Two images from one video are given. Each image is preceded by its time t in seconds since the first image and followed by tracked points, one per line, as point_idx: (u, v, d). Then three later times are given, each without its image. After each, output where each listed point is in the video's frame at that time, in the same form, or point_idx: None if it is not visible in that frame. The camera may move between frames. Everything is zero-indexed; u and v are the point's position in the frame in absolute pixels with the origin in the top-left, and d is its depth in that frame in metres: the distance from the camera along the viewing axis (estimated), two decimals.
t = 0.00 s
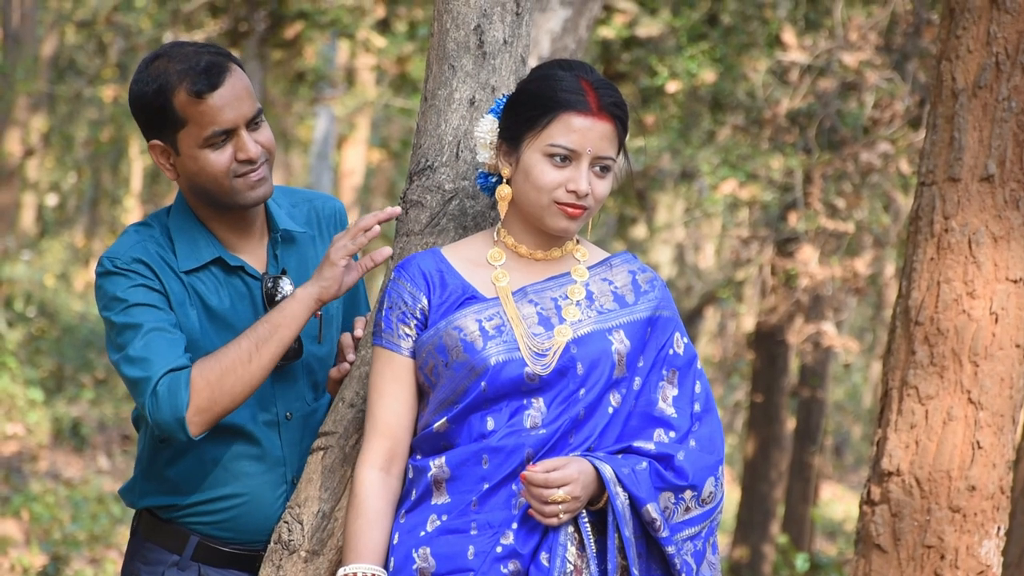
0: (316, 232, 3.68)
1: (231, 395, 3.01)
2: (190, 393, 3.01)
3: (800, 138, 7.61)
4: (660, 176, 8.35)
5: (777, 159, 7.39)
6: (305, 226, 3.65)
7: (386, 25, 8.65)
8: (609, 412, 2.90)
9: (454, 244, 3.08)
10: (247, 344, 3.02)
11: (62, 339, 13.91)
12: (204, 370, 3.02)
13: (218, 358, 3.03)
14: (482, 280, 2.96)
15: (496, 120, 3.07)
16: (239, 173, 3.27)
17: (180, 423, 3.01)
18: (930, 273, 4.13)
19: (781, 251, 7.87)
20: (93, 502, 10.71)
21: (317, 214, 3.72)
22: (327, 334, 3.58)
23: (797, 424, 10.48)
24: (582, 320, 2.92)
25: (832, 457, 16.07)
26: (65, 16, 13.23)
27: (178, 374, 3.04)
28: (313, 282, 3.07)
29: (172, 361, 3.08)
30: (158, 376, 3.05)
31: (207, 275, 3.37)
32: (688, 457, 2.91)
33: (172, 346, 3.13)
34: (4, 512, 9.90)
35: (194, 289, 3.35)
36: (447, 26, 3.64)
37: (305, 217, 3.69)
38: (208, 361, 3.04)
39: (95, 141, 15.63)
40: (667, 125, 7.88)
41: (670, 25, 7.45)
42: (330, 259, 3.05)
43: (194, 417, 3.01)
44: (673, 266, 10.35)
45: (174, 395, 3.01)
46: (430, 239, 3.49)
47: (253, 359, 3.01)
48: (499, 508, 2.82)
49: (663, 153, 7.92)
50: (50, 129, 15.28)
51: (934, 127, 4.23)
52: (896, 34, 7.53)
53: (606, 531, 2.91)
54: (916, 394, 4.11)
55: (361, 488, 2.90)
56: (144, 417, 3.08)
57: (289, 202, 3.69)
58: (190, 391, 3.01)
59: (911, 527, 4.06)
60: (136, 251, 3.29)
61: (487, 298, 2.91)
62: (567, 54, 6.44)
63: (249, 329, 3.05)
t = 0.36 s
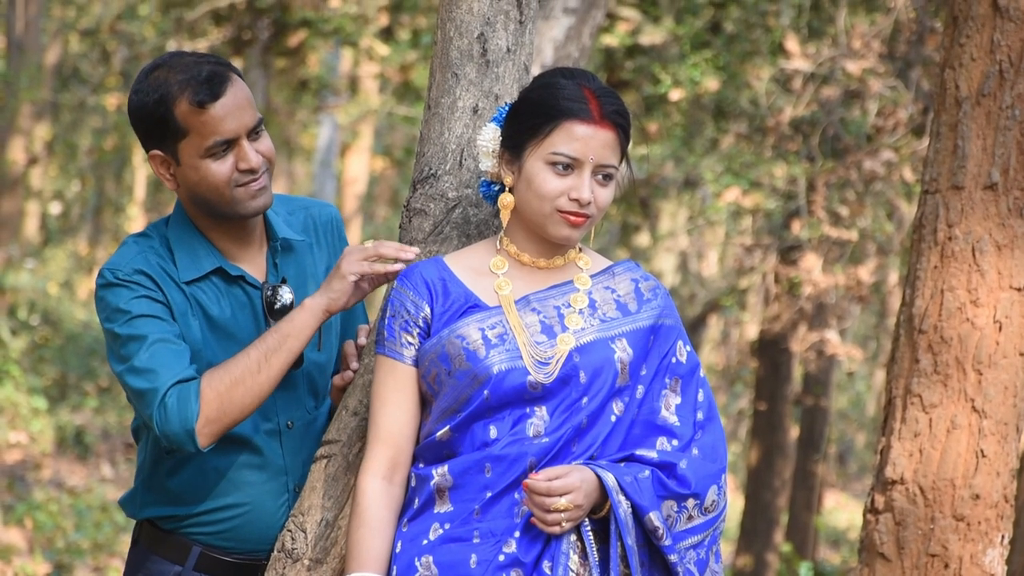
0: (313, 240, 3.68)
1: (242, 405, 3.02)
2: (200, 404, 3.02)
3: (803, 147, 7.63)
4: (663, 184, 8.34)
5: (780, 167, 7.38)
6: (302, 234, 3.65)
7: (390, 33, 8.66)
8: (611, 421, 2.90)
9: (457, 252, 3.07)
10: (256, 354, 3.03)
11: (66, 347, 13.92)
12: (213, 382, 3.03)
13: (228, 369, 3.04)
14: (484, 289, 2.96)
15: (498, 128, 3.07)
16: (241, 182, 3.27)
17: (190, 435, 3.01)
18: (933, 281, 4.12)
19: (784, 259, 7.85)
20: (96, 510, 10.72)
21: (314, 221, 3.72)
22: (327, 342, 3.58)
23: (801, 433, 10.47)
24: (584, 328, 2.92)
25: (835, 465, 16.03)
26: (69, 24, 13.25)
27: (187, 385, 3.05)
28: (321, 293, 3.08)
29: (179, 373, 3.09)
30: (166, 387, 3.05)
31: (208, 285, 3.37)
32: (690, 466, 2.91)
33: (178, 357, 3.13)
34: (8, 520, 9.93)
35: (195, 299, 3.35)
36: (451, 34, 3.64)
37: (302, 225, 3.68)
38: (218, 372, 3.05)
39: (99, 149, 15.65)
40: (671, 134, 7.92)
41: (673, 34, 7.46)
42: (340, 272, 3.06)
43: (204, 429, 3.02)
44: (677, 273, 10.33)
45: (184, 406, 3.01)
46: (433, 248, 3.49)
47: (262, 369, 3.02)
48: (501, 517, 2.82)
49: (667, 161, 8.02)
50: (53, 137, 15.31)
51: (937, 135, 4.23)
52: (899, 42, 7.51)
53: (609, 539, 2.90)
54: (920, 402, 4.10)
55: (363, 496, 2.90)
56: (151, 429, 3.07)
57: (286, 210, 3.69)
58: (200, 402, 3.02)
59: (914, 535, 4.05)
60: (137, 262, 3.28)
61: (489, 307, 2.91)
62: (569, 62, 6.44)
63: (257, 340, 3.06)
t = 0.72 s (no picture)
0: (313, 248, 3.68)
1: (245, 420, 3.03)
2: (204, 419, 3.03)
3: (807, 156, 7.63)
4: (666, 193, 8.34)
5: (783, 176, 7.38)
6: (303, 243, 3.65)
7: (394, 42, 8.67)
8: (615, 430, 2.90)
9: (460, 261, 3.08)
10: (260, 370, 3.03)
11: (69, 356, 13.94)
12: (217, 397, 3.04)
13: (232, 383, 3.05)
14: (487, 297, 2.96)
15: (502, 137, 3.07)
16: (243, 189, 3.27)
17: (194, 449, 3.02)
18: (937, 290, 4.12)
19: (788, 267, 7.84)
20: (100, 519, 10.75)
21: (314, 230, 3.73)
22: (328, 351, 3.58)
23: (805, 442, 10.45)
24: (588, 336, 2.92)
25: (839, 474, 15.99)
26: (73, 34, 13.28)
27: (190, 399, 3.06)
28: (324, 308, 3.10)
29: (182, 388, 3.09)
30: (169, 402, 3.06)
31: (210, 295, 3.38)
32: (694, 474, 2.92)
33: (181, 370, 3.14)
34: (11, 530, 9.98)
35: (197, 309, 3.35)
36: (454, 43, 3.65)
37: (302, 233, 3.69)
38: (222, 387, 3.06)
39: (103, 158, 15.67)
40: (675, 143, 7.95)
41: (676, 43, 7.49)
42: (341, 286, 3.08)
43: (208, 444, 3.02)
44: (681, 282, 10.32)
45: (188, 422, 3.02)
46: (437, 256, 3.50)
47: (266, 385, 3.02)
48: (504, 526, 2.82)
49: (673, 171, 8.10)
50: (56, 146, 15.33)
51: (941, 144, 4.23)
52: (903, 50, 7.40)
53: (612, 548, 2.91)
54: (924, 411, 4.10)
55: (367, 505, 2.90)
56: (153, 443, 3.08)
57: (286, 219, 3.69)
58: (204, 417, 3.03)
59: (918, 544, 4.04)
60: (138, 273, 3.29)
61: (492, 315, 2.91)
62: (573, 71, 6.43)
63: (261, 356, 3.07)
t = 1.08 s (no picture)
0: (316, 254, 3.69)
1: (244, 439, 3.05)
2: (205, 435, 3.04)
3: (810, 162, 7.63)
4: (670, 200, 8.34)
5: (787, 182, 7.38)
6: (306, 249, 3.66)
7: (397, 48, 8.67)
8: (618, 436, 2.90)
9: (463, 267, 3.08)
10: (262, 388, 3.04)
11: (73, 362, 13.96)
12: (220, 414, 3.05)
13: (234, 399, 3.06)
14: (491, 303, 2.97)
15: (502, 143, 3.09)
16: (245, 193, 3.27)
17: (195, 466, 3.03)
18: (941, 296, 4.12)
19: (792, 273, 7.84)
20: (104, 526, 10.78)
21: (316, 235, 3.73)
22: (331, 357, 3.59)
23: (809, 448, 10.43)
24: (591, 343, 2.93)
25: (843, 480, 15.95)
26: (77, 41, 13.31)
27: (192, 415, 3.07)
28: (324, 322, 3.12)
29: (184, 405, 3.11)
30: (171, 417, 3.07)
31: (213, 302, 3.38)
32: (697, 482, 2.92)
33: (183, 385, 3.15)
34: (15, 537, 10.11)
35: (200, 317, 3.36)
36: (458, 50, 3.65)
37: (305, 239, 3.69)
38: (224, 402, 3.07)
39: (106, 165, 15.71)
40: (677, 149, 7.93)
41: (679, 49, 7.51)
42: (330, 293, 3.13)
43: (209, 462, 3.04)
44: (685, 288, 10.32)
45: (189, 440, 3.03)
46: (440, 262, 3.50)
47: (269, 403, 3.04)
48: (506, 532, 2.82)
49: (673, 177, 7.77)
50: (60, 153, 15.37)
51: (944, 150, 4.23)
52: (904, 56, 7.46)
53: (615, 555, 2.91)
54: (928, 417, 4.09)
55: (370, 511, 2.90)
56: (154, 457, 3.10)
57: (288, 225, 3.70)
58: (206, 433, 3.04)
59: (922, 551, 4.04)
60: (142, 282, 3.30)
61: (496, 321, 2.92)
62: (576, 77, 6.44)
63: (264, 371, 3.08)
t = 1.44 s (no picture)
0: (321, 262, 3.68)
1: (241, 469, 3.07)
2: (204, 460, 3.04)
3: (815, 168, 7.60)
4: (674, 207, 8.33)
5: (791, 189, 7.38)
6: (311, 257, 3.66)
7: (401, 56, 8.67)
8: (621, 444, 2.90)
9: (469, 275, 3.09)
10: (265, 420, 3.05)
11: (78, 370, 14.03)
12: (221, 442, 3.06)
13: (235, 428, 3.07)
14: (496, 309, 2.98)
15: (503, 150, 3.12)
16: (250, 200, 3.28)
17: (191, 492, 3.04)
18: (945, 303, 4.13)
19: (796, 280, 7.82)
20: (108, 533, 10.84)
21: (321, 243, 3.73)
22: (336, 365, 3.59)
23: (813, 455, 10.40)
24: (595, 351, 2.93)
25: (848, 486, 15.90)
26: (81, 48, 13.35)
27: (191, 439, 3.08)
28: (335, 360, 3.13)
29: (184, 426, 3.11)
30: (170, 439, 3.08)
31: (217, 311, 3.39)
32: (700, 490, 2.92)
33: (184, 405, 3.16)
34: (21, 544, 10.44)
35: (204, 328, 3.36)
36: (461, 57, 3.66)
37: (309, 247, 3.69)
38: (226, 430, 3.07)
39: (111, 172, 15.74)
40: (682, 155, 7.93)
41: (683, 55, 7.52)
42: (351, 335, 3.15)
43: (205, 488, 3.05)
44: (689, 295, 10.30)
45: (187, 466, 3.04)
46: (444, 269, 3.51)
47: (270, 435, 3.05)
48: (508, 539, 2.83)
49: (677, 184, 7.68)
50: (64, 161, 15.40)
51: (948, 157, 4.24)
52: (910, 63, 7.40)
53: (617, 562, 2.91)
54: (933, 424, 4.10)
55: (374, 518, 2.91)
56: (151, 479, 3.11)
57: (294, 233, 3.70)
58: (204, 459, 3.04)
59: (927, 558, 4.02)
60: (145, 294, 3.30)
61: (500, 328, 2.93)
62: (580, 84, 6.43)
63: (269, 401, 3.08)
